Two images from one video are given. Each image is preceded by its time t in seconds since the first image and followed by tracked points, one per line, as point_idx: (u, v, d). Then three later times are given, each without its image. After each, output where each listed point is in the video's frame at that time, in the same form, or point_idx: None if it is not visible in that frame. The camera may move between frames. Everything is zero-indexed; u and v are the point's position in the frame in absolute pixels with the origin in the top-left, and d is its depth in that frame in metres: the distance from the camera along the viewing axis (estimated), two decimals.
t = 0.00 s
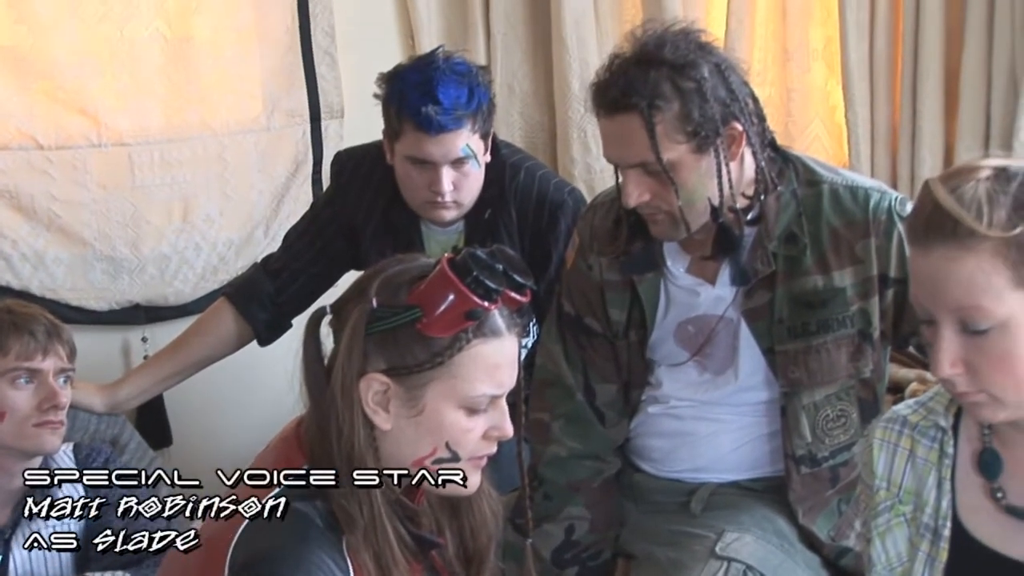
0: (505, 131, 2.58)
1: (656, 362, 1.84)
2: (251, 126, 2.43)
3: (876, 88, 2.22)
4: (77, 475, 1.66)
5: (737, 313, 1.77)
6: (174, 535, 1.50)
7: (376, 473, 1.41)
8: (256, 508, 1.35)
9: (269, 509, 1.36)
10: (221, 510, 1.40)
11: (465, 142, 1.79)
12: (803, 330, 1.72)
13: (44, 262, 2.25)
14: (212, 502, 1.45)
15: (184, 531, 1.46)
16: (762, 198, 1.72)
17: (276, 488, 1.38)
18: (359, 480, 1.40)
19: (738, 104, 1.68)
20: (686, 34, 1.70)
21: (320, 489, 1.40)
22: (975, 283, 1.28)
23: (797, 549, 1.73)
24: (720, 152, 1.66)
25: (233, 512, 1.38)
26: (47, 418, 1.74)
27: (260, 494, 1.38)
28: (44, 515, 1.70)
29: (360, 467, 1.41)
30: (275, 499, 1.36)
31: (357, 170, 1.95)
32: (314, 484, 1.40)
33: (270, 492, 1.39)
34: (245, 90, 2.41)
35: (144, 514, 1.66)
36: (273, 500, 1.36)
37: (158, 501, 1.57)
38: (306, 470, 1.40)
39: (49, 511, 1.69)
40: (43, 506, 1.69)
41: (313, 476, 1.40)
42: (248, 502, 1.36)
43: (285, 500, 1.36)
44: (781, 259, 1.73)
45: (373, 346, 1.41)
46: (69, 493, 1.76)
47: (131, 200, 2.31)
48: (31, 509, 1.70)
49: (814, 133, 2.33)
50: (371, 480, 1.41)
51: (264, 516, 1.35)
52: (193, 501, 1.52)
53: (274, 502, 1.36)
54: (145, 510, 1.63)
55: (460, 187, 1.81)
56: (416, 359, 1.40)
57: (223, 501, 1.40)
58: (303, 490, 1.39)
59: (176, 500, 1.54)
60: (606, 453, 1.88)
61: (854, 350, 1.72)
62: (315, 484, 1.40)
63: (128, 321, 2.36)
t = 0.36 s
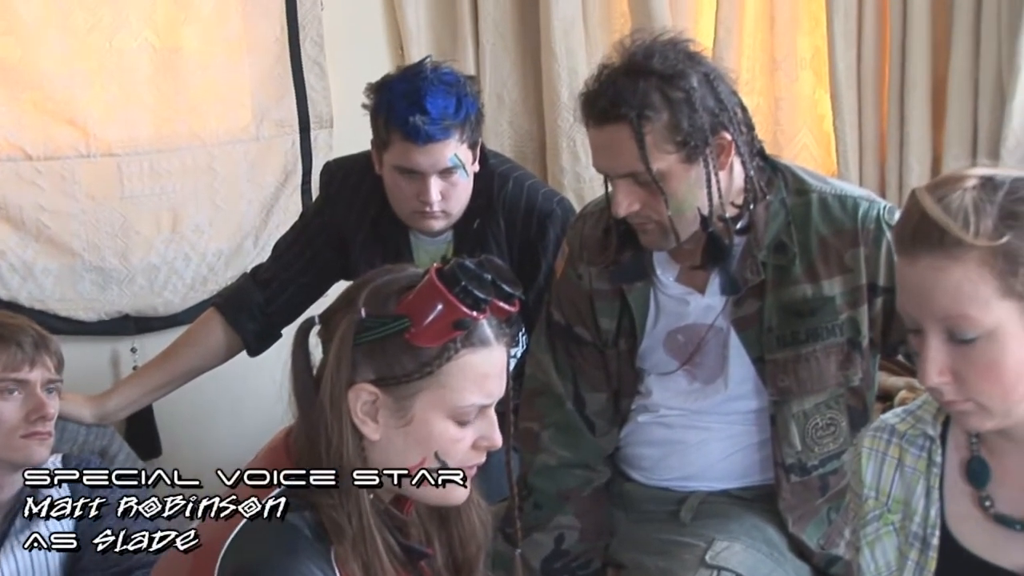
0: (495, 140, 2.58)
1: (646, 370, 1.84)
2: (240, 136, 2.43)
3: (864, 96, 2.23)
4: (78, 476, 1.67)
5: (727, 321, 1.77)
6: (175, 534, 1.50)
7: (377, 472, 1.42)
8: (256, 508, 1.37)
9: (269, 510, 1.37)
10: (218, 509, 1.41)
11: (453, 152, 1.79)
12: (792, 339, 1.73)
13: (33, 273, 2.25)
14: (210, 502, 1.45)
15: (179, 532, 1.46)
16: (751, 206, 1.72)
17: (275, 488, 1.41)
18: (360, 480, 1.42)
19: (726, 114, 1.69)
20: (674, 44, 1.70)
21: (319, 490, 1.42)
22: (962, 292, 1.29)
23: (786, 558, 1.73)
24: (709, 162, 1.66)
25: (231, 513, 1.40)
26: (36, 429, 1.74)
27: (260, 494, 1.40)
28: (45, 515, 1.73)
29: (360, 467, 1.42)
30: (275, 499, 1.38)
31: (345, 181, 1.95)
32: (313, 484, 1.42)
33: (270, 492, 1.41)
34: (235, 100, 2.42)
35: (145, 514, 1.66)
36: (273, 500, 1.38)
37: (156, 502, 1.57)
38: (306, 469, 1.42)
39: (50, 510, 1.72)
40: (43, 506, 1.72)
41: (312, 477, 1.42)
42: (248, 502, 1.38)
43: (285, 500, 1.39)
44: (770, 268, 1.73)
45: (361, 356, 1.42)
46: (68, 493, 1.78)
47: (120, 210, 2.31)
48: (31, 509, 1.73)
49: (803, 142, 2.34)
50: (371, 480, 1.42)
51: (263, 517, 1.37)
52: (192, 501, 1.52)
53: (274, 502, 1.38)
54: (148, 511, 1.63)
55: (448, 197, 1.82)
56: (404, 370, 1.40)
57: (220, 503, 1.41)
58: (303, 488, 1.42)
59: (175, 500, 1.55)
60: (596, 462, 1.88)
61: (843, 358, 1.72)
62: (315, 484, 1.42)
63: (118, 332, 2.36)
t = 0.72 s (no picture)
0: (483, 150, 2.59)
1: (633, 380, 1.84)
2: (228, 145, 2.43)
3: (851, 105, 2.24)
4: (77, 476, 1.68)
5: (714, 331, 1.77)
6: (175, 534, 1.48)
7: (377, 471, 1.44)
8: (257, 508, 1.39)
9: (269, 509, 1.41)
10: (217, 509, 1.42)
11: (440, 161, 1.80)
12: (778, 348, 1.73)
13: (20, 282, 2.25)
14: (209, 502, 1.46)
15: (178, 532, 1.44)
16: (737, 216, 1.73)
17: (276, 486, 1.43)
18: (359, 480, 1.43)
19: (713, 124, 1.69)
20: (660, 54, 1.71)
21: (319, 489, 1.42)
22: (948, 302, 1.29)
23: (774, 567, 1.74)
24: (695, 172, 1.67)
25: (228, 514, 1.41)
26: (23, 439, 1.73)
27: (260, 494, 1.42)
28: (45, 514, 1.79)
29: (360, 467, 1.43)
30: (275, 499, 1.41)
31: (333, 190, 1.96)
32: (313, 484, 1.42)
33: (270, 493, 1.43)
34: (222, 110, 2.42)
35: (144, 515, 1.65)
36: (273, 500, 1.41)
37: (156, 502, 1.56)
38: (306, 469, 1.43)
39: (49, 510, 1.79)
40: (43, 506, 1.79)
41: (312, 476, 1.42)
42: (248, 502, 1.40)
43: (286, 499, 1.42)
44: (757, 277, 1.74)
45: (349, 365, 1.43)
46: (68, 494, 1.86)
47: (108, 220, 2.31)
48: (31, 509, 1.79)
49: (790, 152, 2.35)
50: (371, 480, 1.43)
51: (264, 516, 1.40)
52: (193, 500, 1.52)
53: (274, 502, 1.41)
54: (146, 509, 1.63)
55: (435, 206, 1.83)
56: (392, 379, 1.41)
57: (220, 503, 1.43)
58: (302, 489, 1.43)
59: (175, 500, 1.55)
60: (584, 472, 1.88)
61: (830, 367, 1.73)
62: (314, 485, 1.42)
63: (105, 342, 2.36)
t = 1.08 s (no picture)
0: (472, 157, 2.59)
1: (620, 387, 1.85)
2: (216, 152, 2.43)
3: (838, 112, 2.25)
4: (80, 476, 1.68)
5: (700, 337, 1.78)
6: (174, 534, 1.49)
7: (377, 469, 1.44)
8: (257, 508, 1.41)
9: (269, 510, 1.42)
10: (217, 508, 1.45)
11: (428, 169, 1.81)
12: (765, 354, 1.74)
13: (7, 289, 2.25)
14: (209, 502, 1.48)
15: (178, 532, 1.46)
16: (724, 224, 1.73)
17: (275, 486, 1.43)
18: (359, 480, 1.44)
19: (700, 131, 1.70)
20: (648, 62, 1.71)
21: (320, 489, 1.41)
22: (933, 308, 1.30)
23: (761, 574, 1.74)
24: (682, 179, 1.67)
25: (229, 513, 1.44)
26: (8, 447, 1.72)
27: (259, 494, 1.44)
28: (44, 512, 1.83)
29: (360, 466, 1.44)
30: (275, 499, 1.42)
31: (322, 196, 1.97)
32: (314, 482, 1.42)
33: (269, 493, 1.44)
34: (210, 116, 2.42)
35: (144, 515, 1.64)
36: (273, 500, 1.42)
37: (155, 501, 1.55)
38: (307, 469, 1.42)
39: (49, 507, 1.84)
40: (44, 505, 1.83)
41: (313, 476, 1.41)
42: (248, 502, 1.42)
43: (286, 499, 1.42)
44: (743, 284, 1.74)
45: (337, 373, 1.43)
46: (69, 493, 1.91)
47: (95, 227, 2.31)
48: (31, 509, 1.82)
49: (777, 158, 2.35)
50: (372, 480, 1.44)
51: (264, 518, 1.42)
52: (194, 500, 1.52)
53: (274, 503, 1.42)
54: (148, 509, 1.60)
55: (423, 214, 1.83)
56: (379, 387, 1.41)
57: (220, 503, 1.45)
58: (303, 487, 1.42)
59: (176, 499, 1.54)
60: (572, 479, 1.89)
61: (817, 373, 1.73)
62: (314, 484, 1.41)
63: (92, 349, 2.36)
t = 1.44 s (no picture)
0: (461, 160, 2.59)
1: (607, 390, 1.85)
2: (204, 154, 2.43)
3: (826, 117, 2.25)
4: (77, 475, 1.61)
5: (687, 340, 1.78)
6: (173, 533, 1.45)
7: (377, 469, 1.43)
8: (256, 509, 1.41)
9: (269, 510, 1.41)
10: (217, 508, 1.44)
11: (416, 171, 1.81)
12: (752, 358, 1.74)
13: None
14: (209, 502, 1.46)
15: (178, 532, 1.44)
16: (711, 229, 1.73)
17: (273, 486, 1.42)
18: (360, 480, 1.43)
19: (687, 135, 1.70)
20: (636, 66, 1.71)
21: (319, 490, 1.41)
22: (919, 313, 1.30)
23: None
24: (670, 184, 1.67)
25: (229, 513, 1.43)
26: None
27: (259, 494, 1.43)
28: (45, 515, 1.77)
29: (360, 467, 1.43)
30: (275, 499, 1.41)
31: (310, 197, 1.97)
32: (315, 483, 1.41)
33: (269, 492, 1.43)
34: (198, 119, 2.41)
35: (144, 515, 1.57)
36: (273, 500, 1.41)
37: (155, 500, 1.52)
38: (306, 469, 1.41)
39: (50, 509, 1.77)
40: (44, 506, 1.77)
41: (313, 476, 1.41)
42: (248, 502, 1.42)
43: (286, 499, 1.41)
44: (730, 287, 1.75)
45: (324, 376, 1.43)
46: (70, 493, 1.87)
47: (83, 229, 2.30)
48: (31, 509, 1.77)
49: (765, 162, 2.36)
50: (372, 480, 1.43)
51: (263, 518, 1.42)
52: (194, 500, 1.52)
53: (274, 503, 1.41)
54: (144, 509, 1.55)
55: (411, 216, 1.83)
56: (367, 390, 1.41)
57: (220, 503, 1.44)
58: (303, 488, 1.41)
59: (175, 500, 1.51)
60: (559, 482, 1.89)
61: (803, 377, 1.73)
62: (314, 484, 1.41)
63: (79, 351, 2.35)
